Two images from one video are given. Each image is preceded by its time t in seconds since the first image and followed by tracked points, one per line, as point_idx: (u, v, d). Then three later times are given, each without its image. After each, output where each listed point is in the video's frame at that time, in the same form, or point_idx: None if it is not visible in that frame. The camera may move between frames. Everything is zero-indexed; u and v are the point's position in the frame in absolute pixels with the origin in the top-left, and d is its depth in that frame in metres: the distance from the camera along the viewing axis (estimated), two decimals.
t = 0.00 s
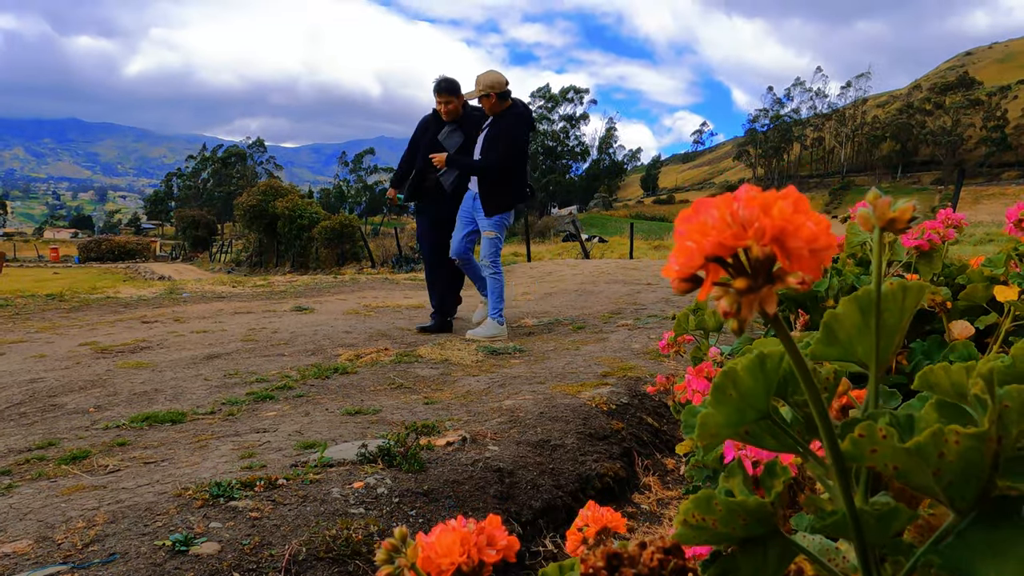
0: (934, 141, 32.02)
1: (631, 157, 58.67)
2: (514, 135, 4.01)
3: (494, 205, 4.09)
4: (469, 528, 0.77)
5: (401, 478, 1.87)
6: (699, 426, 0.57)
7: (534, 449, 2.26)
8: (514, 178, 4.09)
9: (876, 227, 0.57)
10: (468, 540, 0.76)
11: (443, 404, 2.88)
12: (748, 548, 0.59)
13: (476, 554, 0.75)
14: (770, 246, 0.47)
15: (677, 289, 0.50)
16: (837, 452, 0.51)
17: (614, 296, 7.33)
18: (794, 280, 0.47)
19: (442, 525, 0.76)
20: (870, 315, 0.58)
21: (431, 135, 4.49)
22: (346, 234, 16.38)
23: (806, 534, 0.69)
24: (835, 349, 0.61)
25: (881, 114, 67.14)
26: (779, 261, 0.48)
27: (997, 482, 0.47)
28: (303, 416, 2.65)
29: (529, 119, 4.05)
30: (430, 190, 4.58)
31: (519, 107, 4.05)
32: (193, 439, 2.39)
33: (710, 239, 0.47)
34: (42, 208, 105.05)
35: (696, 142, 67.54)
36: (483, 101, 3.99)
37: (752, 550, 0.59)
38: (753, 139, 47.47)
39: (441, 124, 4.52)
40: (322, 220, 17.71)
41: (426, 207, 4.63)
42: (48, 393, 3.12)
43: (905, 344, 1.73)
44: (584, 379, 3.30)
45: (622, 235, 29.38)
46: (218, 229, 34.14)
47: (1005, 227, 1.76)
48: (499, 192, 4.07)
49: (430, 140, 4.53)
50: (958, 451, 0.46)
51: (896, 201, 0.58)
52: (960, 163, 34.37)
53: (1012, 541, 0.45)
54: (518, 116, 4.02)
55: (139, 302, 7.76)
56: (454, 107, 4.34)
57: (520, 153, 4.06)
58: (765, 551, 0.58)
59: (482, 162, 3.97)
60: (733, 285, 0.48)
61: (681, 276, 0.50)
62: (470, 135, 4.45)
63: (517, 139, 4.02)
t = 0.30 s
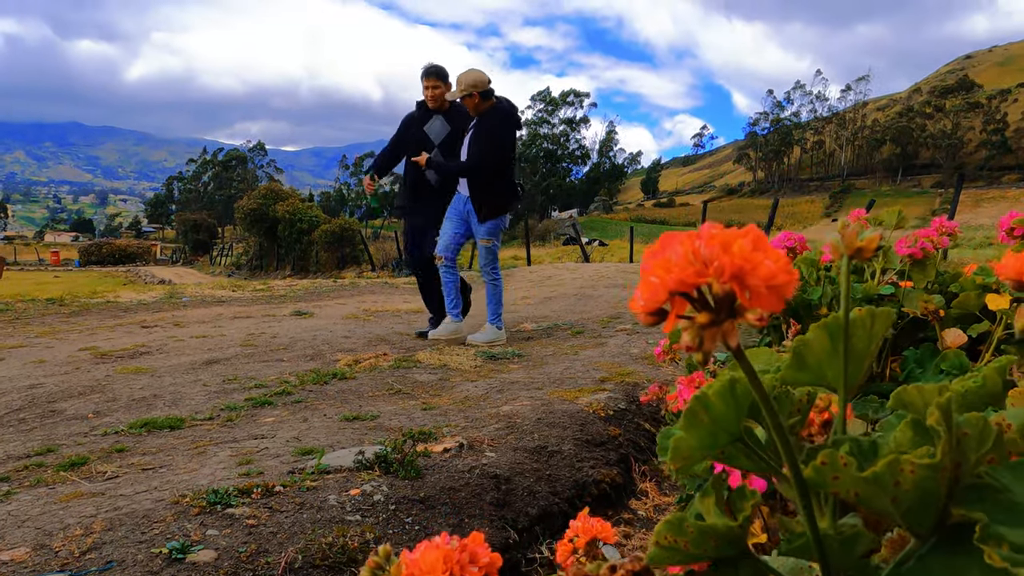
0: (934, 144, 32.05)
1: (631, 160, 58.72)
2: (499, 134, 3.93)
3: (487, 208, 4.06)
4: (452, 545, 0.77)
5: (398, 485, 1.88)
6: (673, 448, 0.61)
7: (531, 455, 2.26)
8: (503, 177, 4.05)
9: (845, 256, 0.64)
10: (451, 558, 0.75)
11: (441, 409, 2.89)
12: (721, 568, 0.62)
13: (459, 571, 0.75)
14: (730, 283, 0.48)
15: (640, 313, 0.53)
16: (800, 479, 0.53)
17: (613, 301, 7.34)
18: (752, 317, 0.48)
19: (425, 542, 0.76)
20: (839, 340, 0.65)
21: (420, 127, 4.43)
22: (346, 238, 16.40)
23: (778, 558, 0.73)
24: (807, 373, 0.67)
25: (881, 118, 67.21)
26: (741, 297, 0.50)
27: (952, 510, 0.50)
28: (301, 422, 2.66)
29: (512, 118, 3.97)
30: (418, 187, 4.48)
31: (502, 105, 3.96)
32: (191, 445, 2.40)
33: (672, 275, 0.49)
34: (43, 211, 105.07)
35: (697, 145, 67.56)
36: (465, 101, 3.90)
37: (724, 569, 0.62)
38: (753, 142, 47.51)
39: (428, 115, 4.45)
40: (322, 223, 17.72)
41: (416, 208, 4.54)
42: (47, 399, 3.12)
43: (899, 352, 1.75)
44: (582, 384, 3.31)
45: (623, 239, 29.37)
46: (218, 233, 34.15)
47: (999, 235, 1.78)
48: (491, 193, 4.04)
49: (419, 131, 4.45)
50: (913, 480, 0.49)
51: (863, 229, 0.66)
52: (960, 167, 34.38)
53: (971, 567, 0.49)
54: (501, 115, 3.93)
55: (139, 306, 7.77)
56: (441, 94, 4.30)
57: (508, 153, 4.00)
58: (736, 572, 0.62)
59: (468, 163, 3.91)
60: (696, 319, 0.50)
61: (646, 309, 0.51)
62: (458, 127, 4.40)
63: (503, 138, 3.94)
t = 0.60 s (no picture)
0: (935, 145, 32.05)
1: (632, 161, 58.75)
2: (482, 133, 3.93)
3: (462, 205, 4.02)
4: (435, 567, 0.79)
5: (396, 492, 1.89)
6: (644, 477, 0.69)
7: (528, 461, 2.28)
8: (482, 176, 4.03)
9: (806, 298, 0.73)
10: None
11: (439, 415, 2.91)
12: None
13: None
14: (686, 333, 0.52)
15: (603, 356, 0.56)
16: (761, 513, 0.61)
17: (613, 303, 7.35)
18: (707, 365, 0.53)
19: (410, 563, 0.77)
20: (802, 372, 0.69)
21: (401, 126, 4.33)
22: (347, 240, 16.40)
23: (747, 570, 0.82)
24: (773, 407, 0.71)
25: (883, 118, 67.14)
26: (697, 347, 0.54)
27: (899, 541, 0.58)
28: (300, 428, 2.68)
29: (497, 119, 3.96)
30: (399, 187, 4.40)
31: (489, 105, 3.96)
32: (191, 451, 2.42)
33: (632, 325, 0.53)
34: (44, 214, 105.14)
35: (698, 146, 67.56)
36: (451, 93, 3.93)
37: None
38: (754, 142, 47.48)
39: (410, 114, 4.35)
40: (322, 225, 17.71)
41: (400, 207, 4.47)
42: (48, 405, 3.13)
43: (893, 359, 1.76)
44: (580, 389, 3.32)
45: (624, 240, 29.35)
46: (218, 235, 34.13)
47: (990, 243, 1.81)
48: (467, 191, 4.01)
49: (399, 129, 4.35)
50: (861, 516, 0.57)
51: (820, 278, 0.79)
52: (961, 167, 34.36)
53: None
54: (487, 113, 3.93)
55: (140, 309, 7.79)
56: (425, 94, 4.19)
57: (488, 152, 3.99)
58: None
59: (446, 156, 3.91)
60: (654, 364, 0.54)
61: (608, 356, 0.55)
62: (440, 129, 4.29)
63: (485, 137, 3.93)
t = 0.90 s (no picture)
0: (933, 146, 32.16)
1: (631, 162, 58.79)
2: (464, 131, 3.85)
3: (441, 206, 4.00)
4: None
5: (391, 500, 1.91)
6: (608, 509, 0.73)
7: (523, 468, 2.30)
8: (463, 176, 3.97)
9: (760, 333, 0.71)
10: None
11: (435, 421, 2.93)
12: None
13: None
14: (635, 381, 0.56)
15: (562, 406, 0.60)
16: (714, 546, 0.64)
17: (610, 307, 7.38)
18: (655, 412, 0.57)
19: None
20: (760, 409, 0.70)
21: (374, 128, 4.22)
22: (346, 243, 16.43)
23: None
24: (730, 441, 0.71)
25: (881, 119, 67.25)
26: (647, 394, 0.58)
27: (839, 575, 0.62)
28: (297, 435, 2.69)
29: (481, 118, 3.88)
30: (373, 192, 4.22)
31: (471, 103, 3.89)
32: (189, 459, 2.44)
33: (585, 373, 0.57)
34: (43, 216, 105.11)
35: (696, 147, 67.63)
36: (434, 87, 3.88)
37: None
38: (752, 143, 47.53)
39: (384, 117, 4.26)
40: (321, 228, 17.75)
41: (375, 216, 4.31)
42: (47, 412, 3.15)
43: (882, 367, 1.78)
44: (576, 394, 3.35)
45: (622, 241, 29.40)
46: (218, 238, 34.14)
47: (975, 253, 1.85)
48: (448, 192, 3.97)
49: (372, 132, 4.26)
50: (802, 552, 0.60)
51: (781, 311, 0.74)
52: (959, 168, 34.44)
53: None
54: (470, 113, 3.85)
55: (138, 314, 7.82)
56: (400, 97, 4.14)
57: (471, 152, 3.92)
58: None
59: (425, 156, 3.85)
60: (609, 409, 0.58)
61: (564, 400, 0.59)
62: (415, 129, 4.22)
63: (468, 136, 3.86)
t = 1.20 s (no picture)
0: (929, 150, 32.33)
1: (628, 166, 58.91)
2: (440, 137, 3.73)
3: (417, 218, 3.86)
4: None
5: (385, 507, 1.93)
6: (585, 527, 0.76)
7: (517, 474, 2.32)
8: (440, 183, 3.85)
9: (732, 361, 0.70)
10: None
11: (430, 427, 2.95)
12: None
13: None
14: (606, 413, 0.60)
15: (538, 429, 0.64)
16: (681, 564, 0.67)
17: (605, 312, 7.42)
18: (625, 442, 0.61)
19: None
20: (730, 432, 0.71)
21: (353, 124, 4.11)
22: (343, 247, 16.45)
23: None
24: (701, 462, 0.73)
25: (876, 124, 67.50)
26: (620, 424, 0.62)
27: None
28: (293, 441, 2.71)
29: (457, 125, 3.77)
30: (351, 192, 4.15)
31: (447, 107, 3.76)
32: (184, 465, 2.45)
33: (559, 405, 0.60)
34: (39, 219, 105.06)
35: (692, 151, 67.80)
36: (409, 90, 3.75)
37: None
38: (749, 147, 47.67)
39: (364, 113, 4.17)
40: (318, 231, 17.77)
41: (348, 217, 4.22)
42: (43, 418, 3.16)
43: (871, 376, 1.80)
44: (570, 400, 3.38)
45: (619, 245, 29.46)
46: (214, 241, 34.12)
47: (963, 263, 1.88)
48: (422, 202, 3.83)
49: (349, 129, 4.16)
50: (762, 569, 0.62)
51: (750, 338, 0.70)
52: (954, 173, 34.60)
53: None
54: (445, 118, 3.73)
55: (135, 318, 7.83)
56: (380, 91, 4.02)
57: (446, 160, 3.80)
58: None
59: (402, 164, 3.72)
60: (582, 437, 0.61)
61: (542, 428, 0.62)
62: (394, 130, 4.17)
63: (443, 144, 3.74)
